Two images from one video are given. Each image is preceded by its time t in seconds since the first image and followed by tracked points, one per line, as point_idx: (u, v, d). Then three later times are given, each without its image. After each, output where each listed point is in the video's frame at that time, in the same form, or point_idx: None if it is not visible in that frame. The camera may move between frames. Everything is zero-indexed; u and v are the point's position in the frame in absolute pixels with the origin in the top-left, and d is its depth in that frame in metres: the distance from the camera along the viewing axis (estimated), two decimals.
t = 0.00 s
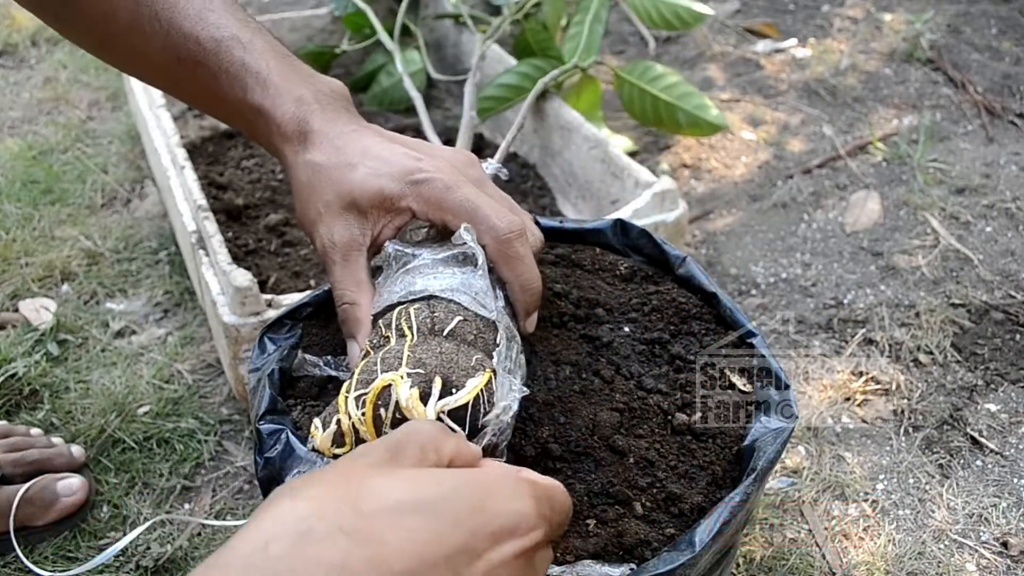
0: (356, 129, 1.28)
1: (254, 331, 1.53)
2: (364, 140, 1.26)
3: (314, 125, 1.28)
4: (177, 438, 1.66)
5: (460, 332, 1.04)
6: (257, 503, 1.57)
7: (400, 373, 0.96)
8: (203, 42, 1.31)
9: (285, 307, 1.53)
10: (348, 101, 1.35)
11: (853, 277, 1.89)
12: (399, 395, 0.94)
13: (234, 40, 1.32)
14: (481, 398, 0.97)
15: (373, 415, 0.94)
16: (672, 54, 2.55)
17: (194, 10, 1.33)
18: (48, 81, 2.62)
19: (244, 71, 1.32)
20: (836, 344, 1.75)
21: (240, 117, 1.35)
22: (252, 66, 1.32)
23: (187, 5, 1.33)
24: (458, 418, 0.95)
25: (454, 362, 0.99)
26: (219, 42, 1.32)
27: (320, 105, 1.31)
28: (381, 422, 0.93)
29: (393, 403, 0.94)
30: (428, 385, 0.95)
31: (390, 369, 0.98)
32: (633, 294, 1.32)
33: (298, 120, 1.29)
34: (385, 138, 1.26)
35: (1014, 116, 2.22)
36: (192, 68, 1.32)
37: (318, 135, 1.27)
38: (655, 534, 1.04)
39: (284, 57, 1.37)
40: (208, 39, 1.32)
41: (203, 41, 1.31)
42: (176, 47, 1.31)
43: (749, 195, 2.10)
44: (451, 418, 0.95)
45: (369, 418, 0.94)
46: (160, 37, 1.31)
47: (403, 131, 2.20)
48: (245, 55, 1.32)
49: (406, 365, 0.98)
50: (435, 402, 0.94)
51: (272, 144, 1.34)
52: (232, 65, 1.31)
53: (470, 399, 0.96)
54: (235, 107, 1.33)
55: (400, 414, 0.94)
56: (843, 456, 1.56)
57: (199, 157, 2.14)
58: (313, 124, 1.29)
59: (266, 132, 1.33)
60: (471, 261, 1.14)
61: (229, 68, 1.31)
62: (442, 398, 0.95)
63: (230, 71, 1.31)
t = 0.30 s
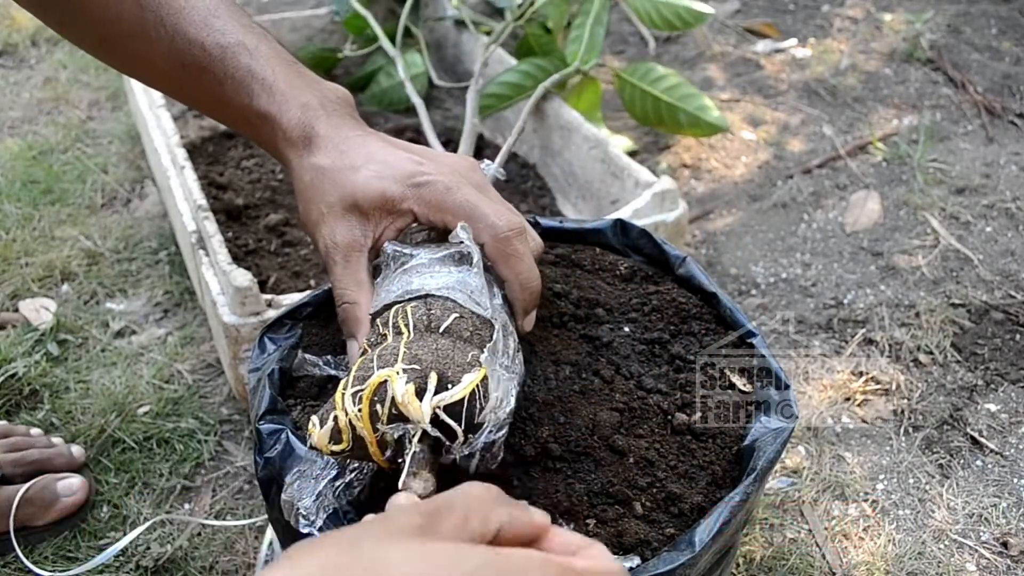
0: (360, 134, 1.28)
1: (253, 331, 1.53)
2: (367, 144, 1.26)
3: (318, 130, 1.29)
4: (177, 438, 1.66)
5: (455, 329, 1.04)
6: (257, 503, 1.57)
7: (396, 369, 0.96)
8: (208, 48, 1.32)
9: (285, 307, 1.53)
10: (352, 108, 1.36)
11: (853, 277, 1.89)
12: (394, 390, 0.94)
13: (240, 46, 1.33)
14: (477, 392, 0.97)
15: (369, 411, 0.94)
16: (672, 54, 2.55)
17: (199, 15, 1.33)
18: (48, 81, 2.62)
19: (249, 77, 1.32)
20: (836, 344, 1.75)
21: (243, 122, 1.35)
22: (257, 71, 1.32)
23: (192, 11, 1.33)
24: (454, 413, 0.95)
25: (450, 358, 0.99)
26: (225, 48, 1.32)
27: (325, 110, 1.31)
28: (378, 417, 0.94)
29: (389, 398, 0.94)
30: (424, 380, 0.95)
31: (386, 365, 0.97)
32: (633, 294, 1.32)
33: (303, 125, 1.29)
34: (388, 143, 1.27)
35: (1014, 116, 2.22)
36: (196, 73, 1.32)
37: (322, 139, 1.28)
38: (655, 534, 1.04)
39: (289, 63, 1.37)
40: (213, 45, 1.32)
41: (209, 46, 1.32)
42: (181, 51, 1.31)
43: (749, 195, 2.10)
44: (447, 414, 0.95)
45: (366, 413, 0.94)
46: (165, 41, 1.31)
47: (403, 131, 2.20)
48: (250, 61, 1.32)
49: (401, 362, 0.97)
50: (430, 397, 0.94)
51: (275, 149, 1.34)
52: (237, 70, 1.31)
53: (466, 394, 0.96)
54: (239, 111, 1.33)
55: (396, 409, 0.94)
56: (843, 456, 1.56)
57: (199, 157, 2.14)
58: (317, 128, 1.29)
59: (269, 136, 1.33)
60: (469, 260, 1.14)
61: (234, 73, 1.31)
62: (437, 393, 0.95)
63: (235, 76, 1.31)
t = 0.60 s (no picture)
0: (360, 136, 1.28)
1: (253, 331, 1.53)
2: (367, 146, 1.26)
3: (319, 132, 1.29)
4: (177, 438, 1.66)
5: (458, 332, 1.04)
6: (257, 503, 1.57)
7: (398, 372, 0.96)
8: (209, 50, 1.31)
9: (284, 307, 1.54)
10: (353, 110, 1.36)
11: (853, 277, 1.89)
12: (396, 393, 0.94)
13: (240, 47, 1.32)
14: (479, 396, 0.97)
15: (371, 414, 0.94)
16: (672, 54, 2.55)
17: (200, 18, 1.33)
18: (48, 81, 2.62)
19: (250, 79, 1.31)
20: (836, 344, 1.75)
21: (245, 124, 1.35)
22: (258, 73, 1.32)
23: (193, 12, 1.33)
24: (456, 416, 0.95)
25: (452, 361, 0.99)
26: (225, 50, 1.32)
27: (325, 112, 1.31)
28: (380, 420, 0.94)
29: (390, 401, 0.94)
30: (425, 384, 0.95)
31: (388, 368, 0.97)
32: (633, 294, 1.32)
33: (304, 127, 1.29)
34: (388, 144, 1.27)
35: (1013, 116, 2.22)
36: (198, 76, 1.32)
37: (322, 141, 1.28)
38: (655, 534, 1.04)
39: (290, 64, 1.37)
40: (214, 47, 1.32)
41: (209, 48, 1.31)
42: (182, 54, 1.31)
43: (749, 195, 2.10)
44: (448, 417, 0.95)
45: (367, 417, 0.94)
46: (166, 45, 1.31)
47: (403, 131, 2.20)
48: (250, 63, 1.32)
49: (403, 364, 0.97)
50: (431, 400, 0.94)
51: (277, 152, 1.34)
52: (237, 73, 1.31)
53: (467, 398, 0.95)
54: (240, 114, 1.33)
55: (398, 413, 0.93)
56: (843, 456, 1.56)
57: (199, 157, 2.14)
58: (318, 131, 1.29)
59: (272, 139, 1.33)
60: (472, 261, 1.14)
61: (235, 76, 1.31)
62: (439, 396, 0.94)
63: (237, 78, 1.31)
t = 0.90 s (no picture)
0: (363, 138, 1.28)
1: (254, 331, 1.53)
2: (370, 148, 1.26)
3: (322, 135, 1.29)
4: (177, 438, 1.66)
5: (460, 336, 1.04)
6: (257, 503, 1.56)
7: (400, 376, 0.96)
8: (213, 52, 1.31)
9: (284, 307, 1.54)
10: (357, 113, 1.36)
11: (853, 277, 1.89)
12: (399, 397, 0.94)
13: (245, 50, 1.32)
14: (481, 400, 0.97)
15: (372, 418, 0.93)
16: (672, 54, 2.55)
17: (204, 21, 1.33)
18: (48, 81, 2.62)
19: (254, 82, 1.32)
20: (836, 344, 1.75)
21: (248, 127, 1.35)
22: (262, 76, 1.32)
23: (198, 15, 1.33)
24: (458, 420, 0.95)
25: (454, 365, 0.99)
26: (229, 52, 1.32)
27: (329, 115, 1.31)
28: (382, 424, 0.93)
29: (393, 405, 0.94)
30: (428, 388, 0.95)
31: (391, 372, 0.97)
32: (633, 294, 1.32)
33: (307, 130, 1.29)
34: (391, 146, 1.27)
35: (1013, 116, 2.21)
36: (201, 78, 1.32)
37: (326, 143, 1.28)
38: (654, 534, 1.04)
39: (294, 68, 1.37)
40: (218, 49, 1.32)
41: (213, 51, 1.31)
42: (187, 57, 1.31)
43: (749, 195, 2.10)
44: (451, 421, 0.95)
45: (369, 420, 0.93)
46: (171, 47, 1.31)
47: (403, 131, 2.20)
48: (255, 65, 1.32)
49: (406, 368, 0.97)
50: (434, 404, 0.94)
51: (280, 154, 1.34)
52: (241, 76, 1.31)
53: (469, 403, 0.95)
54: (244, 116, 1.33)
55: (400, 416, 0.93)
56: (843, 456, 1.56)
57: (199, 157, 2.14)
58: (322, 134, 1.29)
59: (275, 142, 1.33)
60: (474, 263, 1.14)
61: (239, 78, 1.31)
62: (441, 400, 0.94)
63: (241, 81, 1.31)
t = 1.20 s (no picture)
0: (365, 139, 1.28)
1: (254, 331, 1.53)
2: (372, 149, 1.26)
3: (324, 136, 1.29)
4: (177, 438, 1.66)
5: (462, 335, 1.04)
6: (257, 503, 1.57)
7: (402, 373, 0.96)
8: (215, 53, 1.31)
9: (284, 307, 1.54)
10: (358, 114, 1.36)
11: (853, 277, 1.89)
12: (400, 396, 0.93)
13: (247, 51, 1.32)
14: (482, 400, 0.96)
15: (374, 415, 0.94)
16: (672, 54, 2.55)
17: (206, 22, 1.33)
18: (47, 81, 2.62)
19: (256, 83, 1.32)
20: (836, 344, 1.75)
21: (249, 128, 1.35)
22: (264, 77, 1.32)
23: (200, 16, 1.33)
24: (459, 419, 0.95)
25: (456, 363, 0.98)
26: (232, 53, 1.32)
27: (331, 116, 1.31)
28: (383, 423, 0.94)
29: (395, 403, 0.94)
30: (429, 386, 0.95)
31: (393, 371, 0.97)
32: (633, 294, 1.32)
33: (310, 131, 1.29)
34: (393, 147, 1.27)
35: (1013, 116, 2.21)
36: (203, 79, 1.32)
37: (328, 145, 1.28)
38: (654, 534, 1.04)
39: (296, 70, 1.37)
40: (220, 50, 1.31)
41: (215, 52, 1.31)
42: (190, 58, 1.31)
43: (749, 195, 2.10)
44: (452, 420, 0.95)
45: (371, 418, 0.94)
46: (173, 48, 1.31)
47: (403, 131, 2.20)
48: (257, 66, 1.32)
49: (408, 367, 0.97)
50: (436, 403, 0.94)
51: (281, 155, 1.34)
52: (243, 77, 1.31)
53: (471, 401, 0.95)
54: (246, 117, 1.33)
55: (401, 414, 0.93)
56: (843, 456, 1.56)
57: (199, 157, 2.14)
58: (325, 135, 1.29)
59: (277, 143, 1.33)
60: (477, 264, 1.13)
61: (241, 79, 1.31)
62: (443, 399, 0.94)
63: (243, 82, 1.31)
